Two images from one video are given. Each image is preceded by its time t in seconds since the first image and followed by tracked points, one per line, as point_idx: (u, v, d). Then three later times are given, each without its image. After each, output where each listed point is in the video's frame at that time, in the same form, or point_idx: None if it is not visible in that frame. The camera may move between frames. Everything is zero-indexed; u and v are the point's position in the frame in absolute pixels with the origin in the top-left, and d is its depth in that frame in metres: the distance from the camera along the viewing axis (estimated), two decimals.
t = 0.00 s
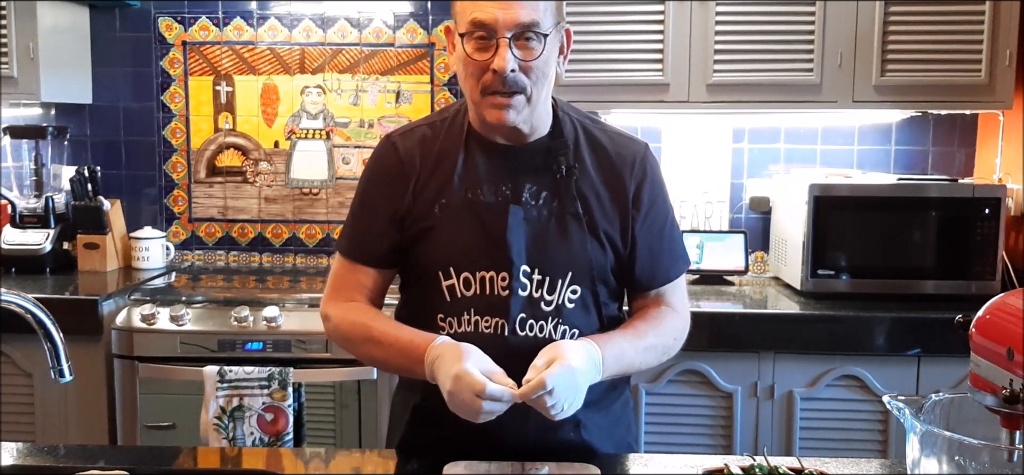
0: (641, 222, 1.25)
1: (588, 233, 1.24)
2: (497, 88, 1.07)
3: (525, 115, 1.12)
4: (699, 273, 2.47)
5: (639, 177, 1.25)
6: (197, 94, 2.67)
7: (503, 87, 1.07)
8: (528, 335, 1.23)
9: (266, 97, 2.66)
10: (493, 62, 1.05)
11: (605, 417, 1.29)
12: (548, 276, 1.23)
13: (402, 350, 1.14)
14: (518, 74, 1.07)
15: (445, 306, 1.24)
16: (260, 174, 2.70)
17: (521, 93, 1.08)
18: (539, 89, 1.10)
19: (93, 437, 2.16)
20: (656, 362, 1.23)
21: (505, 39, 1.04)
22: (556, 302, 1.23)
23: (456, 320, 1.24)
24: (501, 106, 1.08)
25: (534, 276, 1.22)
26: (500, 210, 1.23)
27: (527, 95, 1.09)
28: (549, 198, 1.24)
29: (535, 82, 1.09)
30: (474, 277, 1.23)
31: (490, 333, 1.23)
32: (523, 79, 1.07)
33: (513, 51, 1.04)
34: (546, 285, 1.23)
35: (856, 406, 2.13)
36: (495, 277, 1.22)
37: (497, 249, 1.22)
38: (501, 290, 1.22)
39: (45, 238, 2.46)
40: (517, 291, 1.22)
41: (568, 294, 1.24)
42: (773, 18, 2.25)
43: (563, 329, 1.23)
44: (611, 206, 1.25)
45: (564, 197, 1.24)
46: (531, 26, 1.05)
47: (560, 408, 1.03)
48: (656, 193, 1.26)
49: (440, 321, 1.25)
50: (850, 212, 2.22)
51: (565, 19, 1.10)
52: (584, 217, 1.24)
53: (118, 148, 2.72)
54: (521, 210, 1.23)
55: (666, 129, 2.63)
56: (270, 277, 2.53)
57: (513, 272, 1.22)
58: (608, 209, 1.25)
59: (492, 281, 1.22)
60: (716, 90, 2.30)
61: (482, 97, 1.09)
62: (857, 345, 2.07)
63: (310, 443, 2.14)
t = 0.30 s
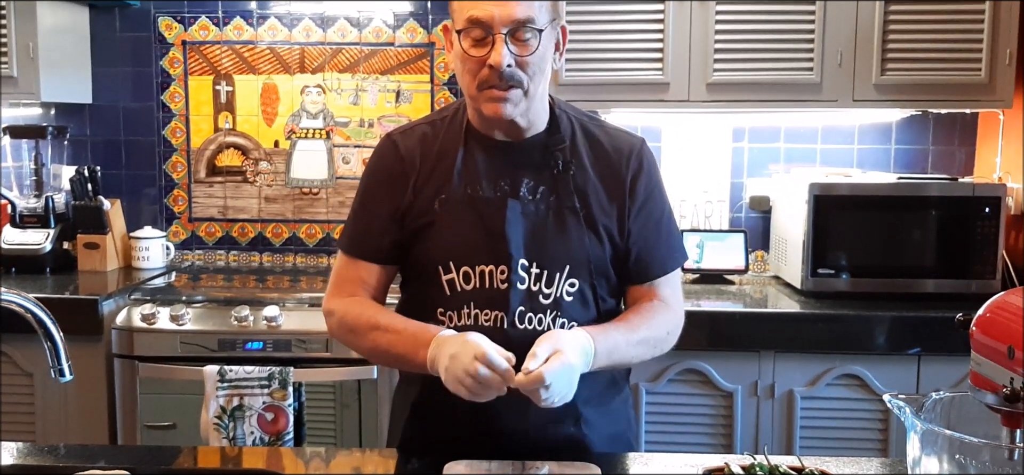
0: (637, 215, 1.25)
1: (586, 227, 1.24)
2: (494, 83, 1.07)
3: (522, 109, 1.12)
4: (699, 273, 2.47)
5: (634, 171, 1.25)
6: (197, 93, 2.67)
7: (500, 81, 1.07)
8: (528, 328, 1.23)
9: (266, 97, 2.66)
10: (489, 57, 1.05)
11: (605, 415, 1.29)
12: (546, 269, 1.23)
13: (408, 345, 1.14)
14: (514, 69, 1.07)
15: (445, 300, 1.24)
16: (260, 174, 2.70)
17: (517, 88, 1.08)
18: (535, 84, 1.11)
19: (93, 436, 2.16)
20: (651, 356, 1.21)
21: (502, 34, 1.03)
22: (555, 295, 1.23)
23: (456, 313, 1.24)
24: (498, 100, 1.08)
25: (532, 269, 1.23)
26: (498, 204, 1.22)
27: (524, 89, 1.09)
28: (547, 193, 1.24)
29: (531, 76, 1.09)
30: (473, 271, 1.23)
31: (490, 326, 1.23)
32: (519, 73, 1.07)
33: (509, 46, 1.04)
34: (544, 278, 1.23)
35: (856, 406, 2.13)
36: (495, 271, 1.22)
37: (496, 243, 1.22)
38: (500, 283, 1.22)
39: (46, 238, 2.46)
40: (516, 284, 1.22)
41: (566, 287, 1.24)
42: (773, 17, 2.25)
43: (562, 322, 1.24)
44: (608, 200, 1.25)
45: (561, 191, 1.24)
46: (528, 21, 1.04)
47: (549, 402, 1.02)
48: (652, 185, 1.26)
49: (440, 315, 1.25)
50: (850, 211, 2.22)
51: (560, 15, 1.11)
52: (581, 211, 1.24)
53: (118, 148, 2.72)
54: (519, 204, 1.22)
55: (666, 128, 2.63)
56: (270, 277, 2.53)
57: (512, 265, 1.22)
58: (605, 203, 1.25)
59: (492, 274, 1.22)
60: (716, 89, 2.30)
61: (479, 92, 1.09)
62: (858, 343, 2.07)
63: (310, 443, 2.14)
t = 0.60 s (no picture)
0: (628, 211, 1.23)
1: (579, 224, 1.23)
2: (469, 99, 1.08)
3: (503, 121, 1.13)
4: (698, 272, 2.47)
5: (628, 168, 1.24)
6: (196, 93, 2.67)
7: (474, 97, 1.07)
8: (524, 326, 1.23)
9: (265, 96, 2.66)
10: (460, 74, 1.04)
11: (605, 413, 1.28)
12: (539, 267, 1.22)
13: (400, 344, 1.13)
14: (486, 83, 1.06)
15: (442, 298, 1.25)
16: (259, 174, 2.70)
17: (493, 103, 1.09)
18: (512, 95, 1.10)
19: (93, 436, 2.16)
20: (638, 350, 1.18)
21: (471, 51, 1.02)
22: (549, 293, 1.23)
23: (453, 311, 1.24)
24: (475, 114, 1.09)
25: (526, 267, 1.22)
26: (491, 202, 1.23)
27: (500, 104, 1.09)
28: (539, 190, 1.23)
29: (507, 90, 1.08)
30: (468, 269, 1.23)
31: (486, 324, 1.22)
32: (492, 88, 1.07)
33: (479, 62, 1.03)
34: (538, 276, 1.22)
35: (855, 405, 2.13)
36: (489, 268, 1.22)
37: (490, 241, 1.22)
38: (495, 280, 1.22)
39: (45, 238, 2.46)
40: (510, 282, 1.22)
41: (560, 285, 1.23)
42: (772, 16, 2.25)
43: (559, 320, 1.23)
44: (599, 198, 1.23)
45: (554, 189, 1.23)
46: (497, 35, 1.03)
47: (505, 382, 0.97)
48: (645, 182, 1.24)
49: (437, 314, 1.25)
50: (849, 210, 2.22)
51: (540, 21, 1.09)
52: (574, 209, 1.23)
53: (117, 148, 2.72)
54: (511, 202, 1.23)
55: (665, 128, 2.63)
56: (270, 277, 2.53)
57: (506, 262, 1.22)
58: (597, 200, 1.23)
59: (486, 271, 1.22)
60: (715, 89, 2.30)
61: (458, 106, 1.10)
62: (857, 343, 2.07)
63: (309, 443, 2.14)
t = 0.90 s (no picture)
0: (617, 209, 1.21)
1: (569, 223, 1.22)
2: (471, 92, 1.07)
3: (503, 116, 1.13)
4: (698, 271, 2.47)
5: (616, 167, 1.22)
6: (194, 92, 2.66)
7: (476, 90, 1.07)
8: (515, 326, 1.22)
9: (264, 96, 2.65)
10: (463, 67, 1.05)
11: (603, 412, 1.27)
12: (529, 266, 1.22)
13: (383, 343, 1.13)
14: (489, 78, 1.06)
15: (435, 298, 1.25)
16: (258, 173, 2.70)
17: (495, 96, 1.08)
18: (513, 90, 1.10)
19: (92, 436, 2.16)
20: (614, 350, 1.13)
21: (474, 45, 1.03)
22: (539, 293, 1.22)
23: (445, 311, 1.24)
24: (476, 108, 1.08)
25: (516, 267, 1.22)
26: (480, 201, 1.23)
27: (502, 98, 1.09)
28: (529, 190, 1.23)
29: (508, 83, 1.09)
30: (459, 269, 1.23)
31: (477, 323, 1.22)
32: (494, 82, 1.07)
33: (481, 56, 1.04)
34: (528, 276, 1.22)
35: (854, 404, 2.13)
36: (478, 268, 1.22)
37: (480, 240, 1.22)
38: (484, 279, 1.21)
39: (44, 237, 2.45)
40: (499, 281, 1.21)
41: (550, 284, 1.22)
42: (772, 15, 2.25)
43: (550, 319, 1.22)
44: (588, 196, 1.22)
45: (543, 189, 1.23)
46: (500, 31, 1.04)
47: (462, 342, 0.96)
48: (635, 179, 1.22)
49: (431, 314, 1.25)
50: (848, 210, 2.22)
51: (539, 19, 1.10)
52: (564, 208, 1.22)
53: (116, 147, 2.72)
54: (499, 201, 1.22)
55: (664, 127, 2.63)
56: (269, 277, 2.52)
57: (495, 262, 1.21)
58: (587, 199, 1.22)
59: (475, 271, 1.22)
60: (714, 88, 2.30)
61: (458, 101, 1.09)
62: (856, 342, 2.07)
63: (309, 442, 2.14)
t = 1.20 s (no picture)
0: (615, 210, 1.21)
1: (567, 223, 1.22)
2: (475, 89, 1.07)
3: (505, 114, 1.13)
4: (698, 271, 2.47)
5: (615, 169, 1.22)
6: (194, 93, 2.66)
7: (480, 87, 1.07)
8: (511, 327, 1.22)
9: (264, 96, 2.65)
10: (468, 62, 1.05)
11: (599, 412, 1.27)
12: (527, 265, 1.22)
13: (373, 343, 1.13)
14: (494, 73, 1.06)
15: (432, 298, 1.24)
16: (258, 173, 2.70)
17: (499, 93, 1.09)
18: (516, 87, 1.10)
19: (92, 435, 2.16)
20: (611, 345, 1.15)
21: (479, 40, 1.03)
22: (536, 293, 1.22)
23: (442, 311, 1.24)
24: (479, 105, 1.08)
25: (513, 266, 1.21)
26: (478, 201, 1.22)
27: (505, 95, 1.09)
28: (527, 190, 1.23)
29: (512, 80, 1.09)
30: (456, 269, 1.22)
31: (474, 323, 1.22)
32: (499, 78, 1.07)
33: (487, 52, 1.04)
34: (525, 275, 1.22)
35: (854, 404, 2.13)
36: (475, 268, 1.21)
37: (476, 240, 1.21)
38: (480, 279, 1.21)
39: (44, 237, 2.45)
40: (497, 281, 1.21)
41: (548, 284, 1.22)
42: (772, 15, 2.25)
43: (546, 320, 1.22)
44: (587, 197, 1.22)
45: (542, 189, 1.23)
46: (505, 26, 1.05)
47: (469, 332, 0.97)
48: (633, 180, 1.22)
49: (427, 313, 1.25)
50: (848, 209, 2.22)
51: (542, 17, 1.11)
52: (562, 208, 1.22)
53: (116, 147, 2.72)
54: (497, 201, 1.22)
55: (664, 127, 2.63)
56: (269, 277, 2.52)
57: (492, 262, 1.21)
58: (585, 199, 1.22)
59: (472, 271, 1.21)
60: (713, 87, 2.30)
61: (461, 98, 1.09)
62: (856, 342, 2.08)
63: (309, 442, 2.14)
